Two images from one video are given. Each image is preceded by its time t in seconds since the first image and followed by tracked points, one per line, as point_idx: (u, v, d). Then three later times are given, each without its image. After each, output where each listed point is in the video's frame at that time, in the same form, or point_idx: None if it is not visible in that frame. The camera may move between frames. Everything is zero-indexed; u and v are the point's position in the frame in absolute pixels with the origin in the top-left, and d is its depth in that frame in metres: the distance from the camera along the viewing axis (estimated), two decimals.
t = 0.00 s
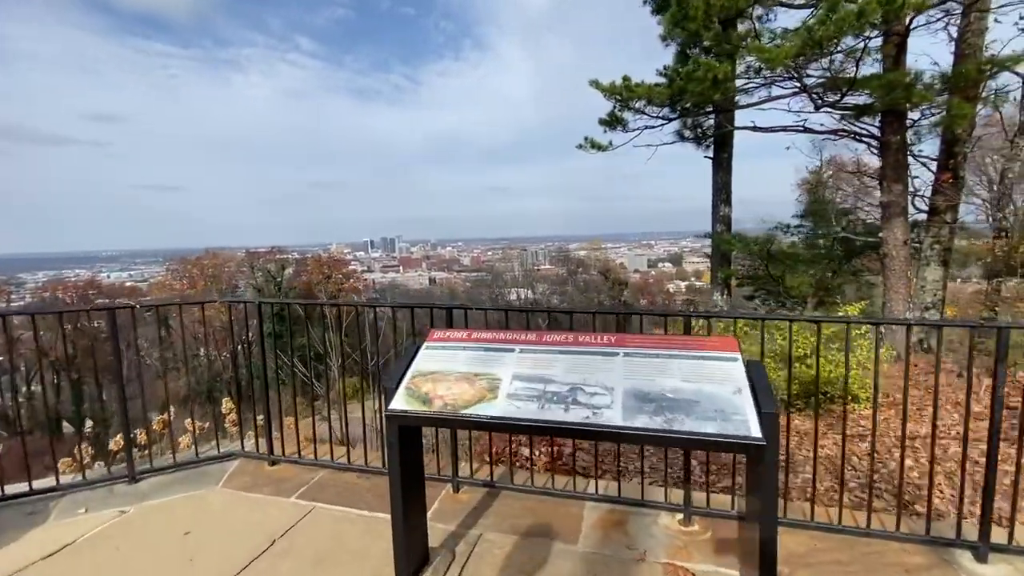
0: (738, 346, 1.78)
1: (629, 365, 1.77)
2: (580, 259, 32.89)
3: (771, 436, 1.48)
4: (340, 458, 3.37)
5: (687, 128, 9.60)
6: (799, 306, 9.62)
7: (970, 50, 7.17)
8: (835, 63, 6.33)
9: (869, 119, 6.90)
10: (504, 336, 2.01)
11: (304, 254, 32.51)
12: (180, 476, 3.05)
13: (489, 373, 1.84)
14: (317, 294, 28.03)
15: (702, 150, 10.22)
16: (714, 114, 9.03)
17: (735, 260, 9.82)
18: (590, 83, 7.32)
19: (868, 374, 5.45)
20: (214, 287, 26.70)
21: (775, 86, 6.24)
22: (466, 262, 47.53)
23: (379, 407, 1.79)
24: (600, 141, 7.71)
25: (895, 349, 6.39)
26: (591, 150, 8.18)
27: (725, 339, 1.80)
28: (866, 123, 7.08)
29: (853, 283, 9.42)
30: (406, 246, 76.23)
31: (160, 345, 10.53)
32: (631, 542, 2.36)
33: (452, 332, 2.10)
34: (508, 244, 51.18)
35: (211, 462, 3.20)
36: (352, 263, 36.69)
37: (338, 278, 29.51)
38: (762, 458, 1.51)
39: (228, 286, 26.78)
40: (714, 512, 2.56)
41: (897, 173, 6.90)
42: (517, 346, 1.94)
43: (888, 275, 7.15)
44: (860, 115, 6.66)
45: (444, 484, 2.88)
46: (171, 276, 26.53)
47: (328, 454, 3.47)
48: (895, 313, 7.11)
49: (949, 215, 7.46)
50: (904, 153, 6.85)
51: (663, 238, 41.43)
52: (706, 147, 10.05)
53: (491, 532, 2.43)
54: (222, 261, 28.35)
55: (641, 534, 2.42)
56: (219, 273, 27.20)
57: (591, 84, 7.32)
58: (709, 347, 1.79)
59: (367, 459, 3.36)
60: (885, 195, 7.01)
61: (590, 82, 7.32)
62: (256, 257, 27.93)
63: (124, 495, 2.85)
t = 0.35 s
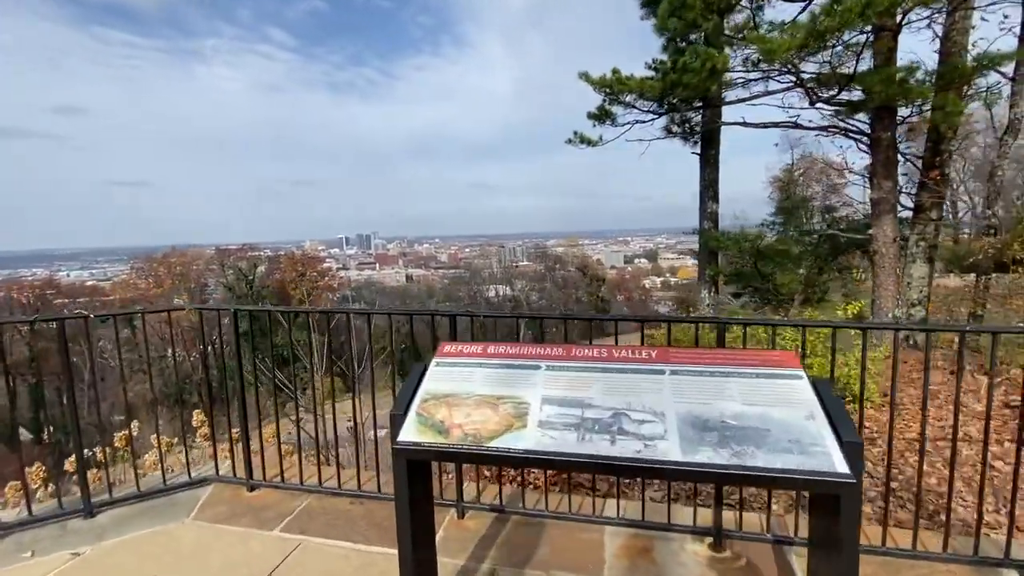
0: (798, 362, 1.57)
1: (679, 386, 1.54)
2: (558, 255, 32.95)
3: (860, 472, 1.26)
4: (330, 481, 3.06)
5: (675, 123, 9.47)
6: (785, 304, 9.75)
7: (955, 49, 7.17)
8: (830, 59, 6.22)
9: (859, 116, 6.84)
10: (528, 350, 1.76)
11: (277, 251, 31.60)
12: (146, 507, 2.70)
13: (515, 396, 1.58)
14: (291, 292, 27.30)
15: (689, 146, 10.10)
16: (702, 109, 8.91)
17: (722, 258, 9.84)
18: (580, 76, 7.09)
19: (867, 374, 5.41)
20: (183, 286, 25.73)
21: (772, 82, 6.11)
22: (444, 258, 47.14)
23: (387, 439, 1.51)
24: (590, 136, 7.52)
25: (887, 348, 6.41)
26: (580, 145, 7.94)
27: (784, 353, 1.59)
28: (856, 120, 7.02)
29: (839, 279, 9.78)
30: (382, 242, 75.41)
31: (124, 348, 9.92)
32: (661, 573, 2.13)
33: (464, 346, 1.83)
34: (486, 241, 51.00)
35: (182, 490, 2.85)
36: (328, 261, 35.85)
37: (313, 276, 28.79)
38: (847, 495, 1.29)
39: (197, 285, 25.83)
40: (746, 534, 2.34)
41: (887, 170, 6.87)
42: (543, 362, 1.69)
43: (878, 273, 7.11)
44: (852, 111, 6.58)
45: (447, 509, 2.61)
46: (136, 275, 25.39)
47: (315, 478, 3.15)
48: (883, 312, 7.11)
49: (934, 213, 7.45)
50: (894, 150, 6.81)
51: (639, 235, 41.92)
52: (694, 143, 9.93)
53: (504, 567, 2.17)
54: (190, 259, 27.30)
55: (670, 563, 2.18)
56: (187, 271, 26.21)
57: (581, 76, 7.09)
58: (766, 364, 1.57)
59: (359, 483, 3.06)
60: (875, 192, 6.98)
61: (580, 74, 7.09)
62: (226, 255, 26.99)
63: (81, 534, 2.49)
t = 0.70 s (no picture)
0: (888, 374, 1.37)
1: (757, 406, 1.32)
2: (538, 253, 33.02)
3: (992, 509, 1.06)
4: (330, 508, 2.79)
5: (666, 117, 9.33)
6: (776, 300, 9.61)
7: (946, 44, 7.17)
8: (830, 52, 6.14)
9: (856, 110, 6.77)
10: (573, 365, 1.51)
11: (251, 249, 30.74)
12: (121, 539, 2.40)
13: (565, 422, 1.34)
14: (267, 291, 26.61)
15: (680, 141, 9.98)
16: (693, 104, 8.78)
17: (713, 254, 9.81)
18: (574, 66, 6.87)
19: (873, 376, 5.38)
20: (153, 285, 24.83)
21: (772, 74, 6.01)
22: (423, 256, 46.76)
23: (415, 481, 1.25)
24: (583, 129, 7.33)
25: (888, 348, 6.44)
26: (573, 139, 7.71)
27: (870, 365, 1.39)
28: (852, 114, 6.97)
29: (829, 276, 9.60)
30: (360, 240, 74.65)
31: (92, 351, 9.36)
32: None
33: (495, 360, 1.58)
34: (466, 238, 50.81)
35: (158, 522, 2.52)
36: (304, 258, 35.09)
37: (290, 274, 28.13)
38: (976, 538, 1.08)
39: (168, 284, 24.97)
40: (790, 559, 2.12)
41: (883, 165, 6.82)
42: (592, 379, 1.46)
43: (873, 270, 7.06)
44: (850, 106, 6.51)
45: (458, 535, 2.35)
46: (104, 273, 24.32)
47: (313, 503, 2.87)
48: (878, 309, 7.09)
49: (925, 209, 7.48)
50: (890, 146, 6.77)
51: (617, 233, 42.33)
52: (685, 139, 9.81)
53: None
54: (160, 257, 26.34)
55: None
56: (158, 270, 25.28)
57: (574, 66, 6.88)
58: (855, 378, 1.36)
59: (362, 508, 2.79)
60: (871, 188, 6.93)
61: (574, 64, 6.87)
62: (199, 254, 26.14)
63: None
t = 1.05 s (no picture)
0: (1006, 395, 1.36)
1: (871, 435, 1.29)
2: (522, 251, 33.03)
3: None
4: (326, 535, 2.49)
5: (658, 111, 9.18)
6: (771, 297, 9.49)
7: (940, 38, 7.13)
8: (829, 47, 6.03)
9: (853, 104, 6.67)
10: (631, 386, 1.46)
11: (228, 247, 29.85)
12: None
13: (636, 458, 1.29)
14: (245, 290, 25.89)
15: (672, 135, 9.84)
16: (686, 97, 8.64)
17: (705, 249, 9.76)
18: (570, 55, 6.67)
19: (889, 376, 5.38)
20: (124, 285, 23.93)
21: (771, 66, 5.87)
22: (405, 254, 46.21)
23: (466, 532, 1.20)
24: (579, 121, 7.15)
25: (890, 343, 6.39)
26: (567, 131, 7.50)
27: (985, 385, 1.38)
28: (849, 108, 6.87)
29: (825, 272, 9.50)
30: (341, 238, 73.51)
31: (60, 355, 8.83)
32: None
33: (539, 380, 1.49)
34: (449, 237, 50.49)
35: (130, 560, 2.22)
36: (283, 256, 34.27)
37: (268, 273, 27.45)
38: None
39: (140, 284, 24.08)
40: None
41: (880, 160, 6.76)
42: (657, 402, 1.41)
43: (869, 265, 7.04)
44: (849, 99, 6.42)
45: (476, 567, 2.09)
46: (72, 273, 23.30)
47: (306, 529, 2.57)
48: (877, 303, 7.03)
49: (919, 204, 7.48)
50: (886, 140, 6.71)
51: (599, 231, 42.65)
52: (678, 133, 9.67)
53: None
54: (132, 256, 25.36)
55: None
56: (130, 270, 24.34)
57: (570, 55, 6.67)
58: (966, 400, 1.35)
59: (363, 534, 2.52)
60: (868, 182, 6.87)
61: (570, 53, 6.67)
62: (174, 252, 25.27)
63: None
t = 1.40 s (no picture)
0: None
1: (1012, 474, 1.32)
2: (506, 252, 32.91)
3: None
4: None
5: (651, 108, 9.04)
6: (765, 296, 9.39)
7: (935, 32, 7.11)
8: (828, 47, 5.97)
9: (851, 99, 6.60)
10: (735, 420, 1.49)
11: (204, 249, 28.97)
12: None
13: (757, 515, 1.27)
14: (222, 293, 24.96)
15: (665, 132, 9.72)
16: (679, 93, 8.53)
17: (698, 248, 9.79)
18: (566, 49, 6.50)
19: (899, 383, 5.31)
20: (94, 289, 22.93)
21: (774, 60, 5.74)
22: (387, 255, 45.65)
23: None
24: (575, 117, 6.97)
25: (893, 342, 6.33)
26: (563, 127, 7.30)
27: None
28: (847, 104, 6.80)
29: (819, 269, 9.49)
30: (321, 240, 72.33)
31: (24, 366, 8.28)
32: None
33: (613, 416, 1.52)
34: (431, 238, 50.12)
35: None
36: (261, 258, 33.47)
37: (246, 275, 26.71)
38: None
39: (111, 287, 23.20)
40: None
41: (878, 157, 6.70)
42: (766, 438, 1.43)
43: (867, 263, 7.01)
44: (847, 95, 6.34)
45: None
46: (37, 277, 22.26)
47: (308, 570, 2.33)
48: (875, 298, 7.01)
49: (914, 201, 7.47)
50: (885, 136, 6.66)
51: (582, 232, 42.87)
52: (670, 130, 9.56)
53: None
54: (101, 259, 24.35)
55: None
56: (100, 273, 23.37)
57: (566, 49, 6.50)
58: None
59: (378, 571, 2.47)
60: (866, 180, 6.81)
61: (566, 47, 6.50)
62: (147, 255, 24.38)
63: None
